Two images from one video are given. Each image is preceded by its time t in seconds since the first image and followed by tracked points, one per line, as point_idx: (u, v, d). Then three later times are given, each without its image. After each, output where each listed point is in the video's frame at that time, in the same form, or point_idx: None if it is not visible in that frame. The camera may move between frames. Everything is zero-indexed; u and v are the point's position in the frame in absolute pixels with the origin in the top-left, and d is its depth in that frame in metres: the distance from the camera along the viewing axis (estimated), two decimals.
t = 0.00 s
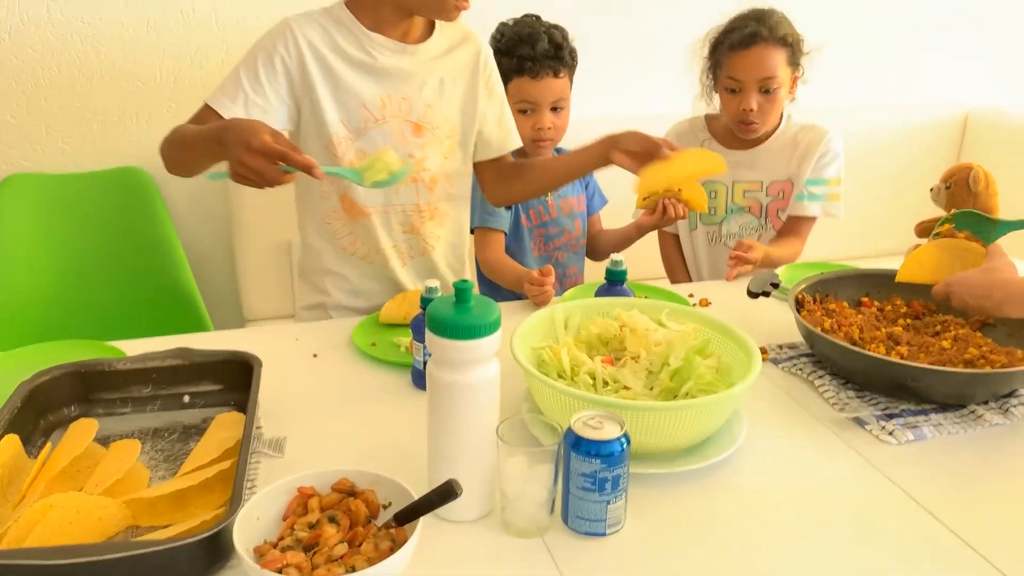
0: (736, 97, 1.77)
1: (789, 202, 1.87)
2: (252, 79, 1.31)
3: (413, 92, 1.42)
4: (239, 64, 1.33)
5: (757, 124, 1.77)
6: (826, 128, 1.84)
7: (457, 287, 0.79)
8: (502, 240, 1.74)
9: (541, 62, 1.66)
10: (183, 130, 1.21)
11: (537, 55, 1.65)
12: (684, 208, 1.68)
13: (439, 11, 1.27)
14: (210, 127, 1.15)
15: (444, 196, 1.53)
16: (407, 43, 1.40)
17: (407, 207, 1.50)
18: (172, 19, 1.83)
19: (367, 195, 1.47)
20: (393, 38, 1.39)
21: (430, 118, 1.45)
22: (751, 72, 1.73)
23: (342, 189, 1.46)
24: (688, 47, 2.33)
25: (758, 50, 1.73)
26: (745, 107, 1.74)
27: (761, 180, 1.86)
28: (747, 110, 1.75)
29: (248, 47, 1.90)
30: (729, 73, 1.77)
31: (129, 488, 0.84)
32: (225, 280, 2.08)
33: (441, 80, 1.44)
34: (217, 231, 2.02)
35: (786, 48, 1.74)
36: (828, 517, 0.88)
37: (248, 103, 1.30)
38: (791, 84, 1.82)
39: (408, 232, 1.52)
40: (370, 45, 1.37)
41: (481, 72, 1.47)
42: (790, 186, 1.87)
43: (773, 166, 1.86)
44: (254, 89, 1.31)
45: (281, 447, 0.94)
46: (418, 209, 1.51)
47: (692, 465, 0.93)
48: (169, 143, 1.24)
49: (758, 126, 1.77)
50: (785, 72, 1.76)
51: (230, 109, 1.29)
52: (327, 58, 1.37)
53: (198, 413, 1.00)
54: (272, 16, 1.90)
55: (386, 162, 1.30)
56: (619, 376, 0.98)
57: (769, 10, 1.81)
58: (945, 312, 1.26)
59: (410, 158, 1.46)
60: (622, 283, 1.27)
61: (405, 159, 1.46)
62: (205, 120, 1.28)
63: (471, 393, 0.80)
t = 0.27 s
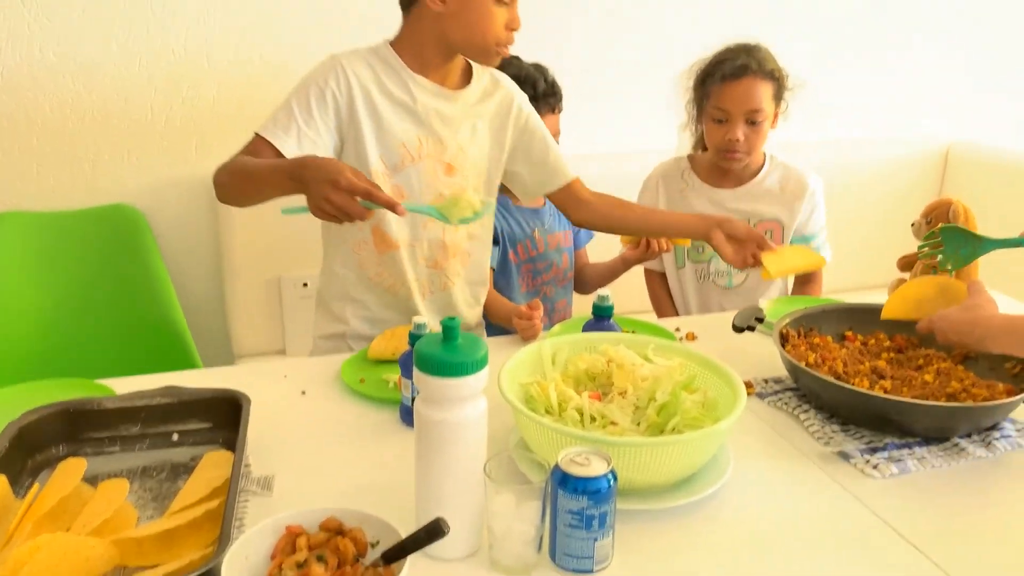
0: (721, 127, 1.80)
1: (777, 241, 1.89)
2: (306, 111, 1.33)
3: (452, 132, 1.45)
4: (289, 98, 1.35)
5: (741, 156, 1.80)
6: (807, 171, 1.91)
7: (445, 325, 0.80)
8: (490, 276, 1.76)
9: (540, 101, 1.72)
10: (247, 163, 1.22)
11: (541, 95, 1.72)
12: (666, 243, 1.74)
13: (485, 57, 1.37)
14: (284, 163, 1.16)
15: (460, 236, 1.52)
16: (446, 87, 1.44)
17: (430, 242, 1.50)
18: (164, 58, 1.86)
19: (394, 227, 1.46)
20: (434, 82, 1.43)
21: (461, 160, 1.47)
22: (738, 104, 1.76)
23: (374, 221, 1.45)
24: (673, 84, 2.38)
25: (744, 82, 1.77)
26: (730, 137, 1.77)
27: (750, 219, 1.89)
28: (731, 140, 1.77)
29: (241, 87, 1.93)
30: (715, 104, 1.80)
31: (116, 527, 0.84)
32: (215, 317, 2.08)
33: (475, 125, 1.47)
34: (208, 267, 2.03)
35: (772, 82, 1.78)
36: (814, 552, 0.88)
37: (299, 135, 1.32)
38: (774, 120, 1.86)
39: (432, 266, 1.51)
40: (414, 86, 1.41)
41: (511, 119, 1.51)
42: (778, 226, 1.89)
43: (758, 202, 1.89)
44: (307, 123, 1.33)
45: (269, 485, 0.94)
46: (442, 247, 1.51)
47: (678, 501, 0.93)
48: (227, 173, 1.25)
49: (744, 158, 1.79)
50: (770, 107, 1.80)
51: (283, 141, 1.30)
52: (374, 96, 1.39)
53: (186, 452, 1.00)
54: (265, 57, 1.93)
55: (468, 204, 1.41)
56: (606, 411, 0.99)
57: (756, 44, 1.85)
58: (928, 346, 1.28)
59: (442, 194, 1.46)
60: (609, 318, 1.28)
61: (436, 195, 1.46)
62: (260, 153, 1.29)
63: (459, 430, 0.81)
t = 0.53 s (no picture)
0: (711, 154, 1.82)
1: (765, 266, 1.91)
2: (334, 137, 1.34)
3: (469, 166, 1.47)
4: (320, 121, 1.35)
5: (732, 181, 1.82)
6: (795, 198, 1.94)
7: (431, 352, 0.80)
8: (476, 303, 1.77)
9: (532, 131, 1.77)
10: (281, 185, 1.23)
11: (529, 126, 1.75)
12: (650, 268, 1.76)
13: (509, 88, 1.40)
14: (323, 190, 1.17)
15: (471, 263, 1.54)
16: (467, 120, 1.46)
17: (438, 270, 1.52)
18: (152, 89, 1.87)
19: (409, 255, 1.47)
20: (456, 113, 1.45)
21: (476, 193, 1.48)
22: (729, 132, 1.79)
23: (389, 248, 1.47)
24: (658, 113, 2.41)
25: (732, 109, 1.79)
26: (722, 164, 1.79)
27: (739, 245, 1.91)
28: (722, 166, 1.80)
29: (230, 117, 1.94)
30: (704, 132, 1.82)
31: (99, 560, 0.83)
32: (202, 345, 2.07)
33: (492, 160, 1.48)
34: (195, 295, 2.03)
35: (759, 108, 1.81)
36: None
37: (329, 161, 1.32)
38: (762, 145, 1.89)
39: (436, 294, 1.52)
40: (438, 117, 1.43)
41: (529, 152, 1.52)
42: (765, 251, 1.91)
43: (744, 230, 1.91)
44: (335, 148, 1.33)
45: (255, 515, 0.93)
46: (450, 274, 1.53)
47: (664, 528, 0.94)
48: (257, 193, 1.25)
49: (734, 182, 1.82)
50: (759, 133, 1.83)
51: (313, 166, 1.30)
52: (402, 125, 1.41)
53: (170, 481, 0.99)
54: (255, 87, 1.95)
55: (512, 234, 1.26)
56: (593, 438, 0.99)
57: (742, 73, 1.88)
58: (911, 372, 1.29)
59: (452, 225, 1.48)
60: (595, 345, 1.29)
61: (447, 226, 1.48)
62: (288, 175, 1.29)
63: (445, 458, 0.81)
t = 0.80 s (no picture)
0: (698, 169, 1.83)
1: (748, 280, 1.93)
2: (332, 147, 1.35)
3: (455, 184, 1.47)
4: (319, 131, 1.36)
5: (720, 195, 1.83)
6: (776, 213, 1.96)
7: (412, 366, 0.80)
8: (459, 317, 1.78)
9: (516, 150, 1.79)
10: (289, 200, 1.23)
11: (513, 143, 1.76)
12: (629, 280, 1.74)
13: (473, 102, 1.36)
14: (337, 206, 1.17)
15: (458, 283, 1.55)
16: (455, 137, 1.46)
17: (424, 287, 1.51)
18: (136, 104, 1.87)
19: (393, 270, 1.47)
20: (444, 130, 1.45)
21: (461, 211, 1.48)
22: (717, 147, 1.80)
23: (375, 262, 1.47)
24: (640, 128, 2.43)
25: (719, 124, 1.81)
26: (711, 178, 1.80)
27: (722, 259, 1.92)
28: (710, 180, 1.81)
29: (214, 132, 1.94)
30: (691, 147, 1.84)
31: None
32: (184, 362, 2.06)
33: (478, 180, 1.48)
34: (178, 311, 2.02)
35: (744, 123, 1.83)
36: None
37: (328, 172, 1.33)
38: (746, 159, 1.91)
39: (420, 312, 1.52)
40: (426, 134, 1.43)
41: (510, 177, 1.52)
42: (748, 264, 1.93)
43: (726, 244, 1.93)
44: (330, 159, 1.33)
45: (236, 531, 0.92)
46: (434, 293, 1.52)
47: (647, 542, 0.94)
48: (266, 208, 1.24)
49: (722, 196, 1.84)
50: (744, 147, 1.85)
51: (312, 176, 1.31)
52: (394, 140, 1.42)
53: (150, 498, 0.98)
54: (240, 102, 1.95)
55: (532, 250, 1.25)
56: (576, 452, 0.99)
57: (725, 90, 1.91)
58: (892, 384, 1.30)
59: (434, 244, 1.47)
60: (579, 359, 1.29)
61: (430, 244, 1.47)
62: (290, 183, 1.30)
63: (427, 472, 0.81)
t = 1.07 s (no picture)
0: (682, 173, 1.84)
1: (733, 284, 1.94)
2: (301, 155, 1.29)
3: (419, 192, 1.44)
4: (284, 144, 1.32)
5: (703, 199, 1.84)
6: (760, 218, 1.97)
7: (398, 371, 0.80)
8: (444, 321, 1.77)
9: (501, 154, 1.76)
10: (287, 236, 1.15)
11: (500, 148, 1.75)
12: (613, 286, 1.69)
13: (424, 107, 1.31)
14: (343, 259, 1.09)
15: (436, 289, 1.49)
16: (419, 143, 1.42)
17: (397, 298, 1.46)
18: (119, 109, 1.86)
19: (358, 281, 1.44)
20: (407, 136, 1.41)
21: (429, 218, 1.46)
22: (700, 151, 1.81)
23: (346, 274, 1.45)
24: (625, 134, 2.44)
25: (702, 129, 1.82)
26: (694, 183, 1.81)
27: (706, 263, 1.93)
28: (694, 185, 1.82)
29: (200, 137, 1.94)
30: (675, 152, 1.84)
31: None
32: (168, 368, 2.04)
33: (446, 186, 1.45)
34: (162, 317, 2.00)
35: (728, 128, 1.84)
36: None
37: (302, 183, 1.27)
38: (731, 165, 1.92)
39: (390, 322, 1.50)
40: (390, 140, 1.40)
41: (476, 181, 1.48)
42: (733, 269, 1.94)
43: (712, 249, 1.93)
44: (296, 166, 1.28)
45: (220, 538, 0.92)
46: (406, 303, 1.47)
47: (635, 546, 0.94)
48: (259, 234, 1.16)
49: (705, 201, 1.84)
50: (728, 152, 1.86)
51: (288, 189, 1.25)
52: (360, 146, 1.38)
53: (133, 506, 0.97)
54: (225, 108, 1.94)
55: (541, 331, 1.26)
56: (563, 456, 0.99)
57: (711, 94, 1.91)
58: (877, 388, 1.31)
59: (404, 253, 1.44)
60: (564, 363, 1.30)
61: (400, 252, 1.44)
62: (282, 205, 1.24)
63: (412, 477, 0.80)
